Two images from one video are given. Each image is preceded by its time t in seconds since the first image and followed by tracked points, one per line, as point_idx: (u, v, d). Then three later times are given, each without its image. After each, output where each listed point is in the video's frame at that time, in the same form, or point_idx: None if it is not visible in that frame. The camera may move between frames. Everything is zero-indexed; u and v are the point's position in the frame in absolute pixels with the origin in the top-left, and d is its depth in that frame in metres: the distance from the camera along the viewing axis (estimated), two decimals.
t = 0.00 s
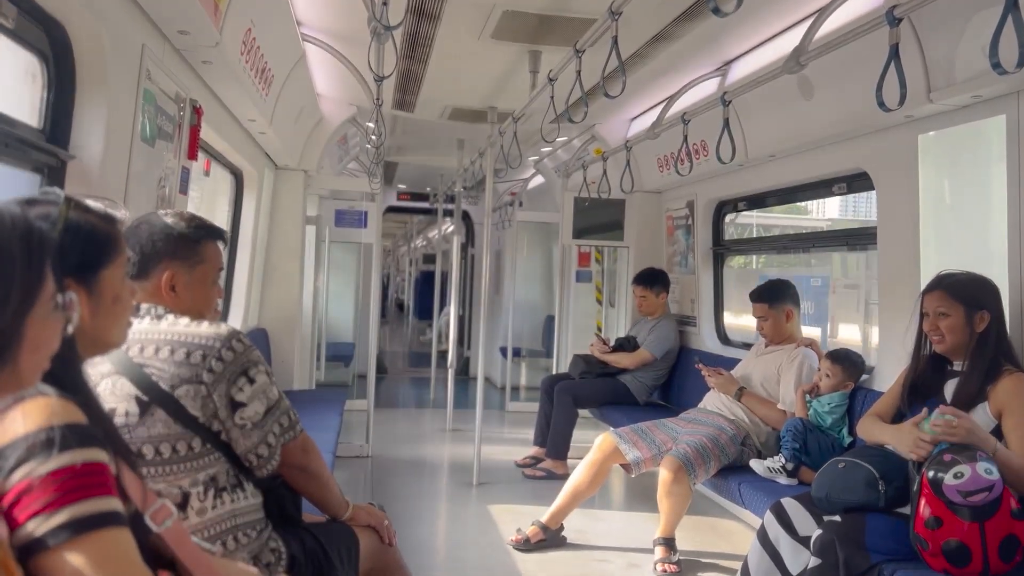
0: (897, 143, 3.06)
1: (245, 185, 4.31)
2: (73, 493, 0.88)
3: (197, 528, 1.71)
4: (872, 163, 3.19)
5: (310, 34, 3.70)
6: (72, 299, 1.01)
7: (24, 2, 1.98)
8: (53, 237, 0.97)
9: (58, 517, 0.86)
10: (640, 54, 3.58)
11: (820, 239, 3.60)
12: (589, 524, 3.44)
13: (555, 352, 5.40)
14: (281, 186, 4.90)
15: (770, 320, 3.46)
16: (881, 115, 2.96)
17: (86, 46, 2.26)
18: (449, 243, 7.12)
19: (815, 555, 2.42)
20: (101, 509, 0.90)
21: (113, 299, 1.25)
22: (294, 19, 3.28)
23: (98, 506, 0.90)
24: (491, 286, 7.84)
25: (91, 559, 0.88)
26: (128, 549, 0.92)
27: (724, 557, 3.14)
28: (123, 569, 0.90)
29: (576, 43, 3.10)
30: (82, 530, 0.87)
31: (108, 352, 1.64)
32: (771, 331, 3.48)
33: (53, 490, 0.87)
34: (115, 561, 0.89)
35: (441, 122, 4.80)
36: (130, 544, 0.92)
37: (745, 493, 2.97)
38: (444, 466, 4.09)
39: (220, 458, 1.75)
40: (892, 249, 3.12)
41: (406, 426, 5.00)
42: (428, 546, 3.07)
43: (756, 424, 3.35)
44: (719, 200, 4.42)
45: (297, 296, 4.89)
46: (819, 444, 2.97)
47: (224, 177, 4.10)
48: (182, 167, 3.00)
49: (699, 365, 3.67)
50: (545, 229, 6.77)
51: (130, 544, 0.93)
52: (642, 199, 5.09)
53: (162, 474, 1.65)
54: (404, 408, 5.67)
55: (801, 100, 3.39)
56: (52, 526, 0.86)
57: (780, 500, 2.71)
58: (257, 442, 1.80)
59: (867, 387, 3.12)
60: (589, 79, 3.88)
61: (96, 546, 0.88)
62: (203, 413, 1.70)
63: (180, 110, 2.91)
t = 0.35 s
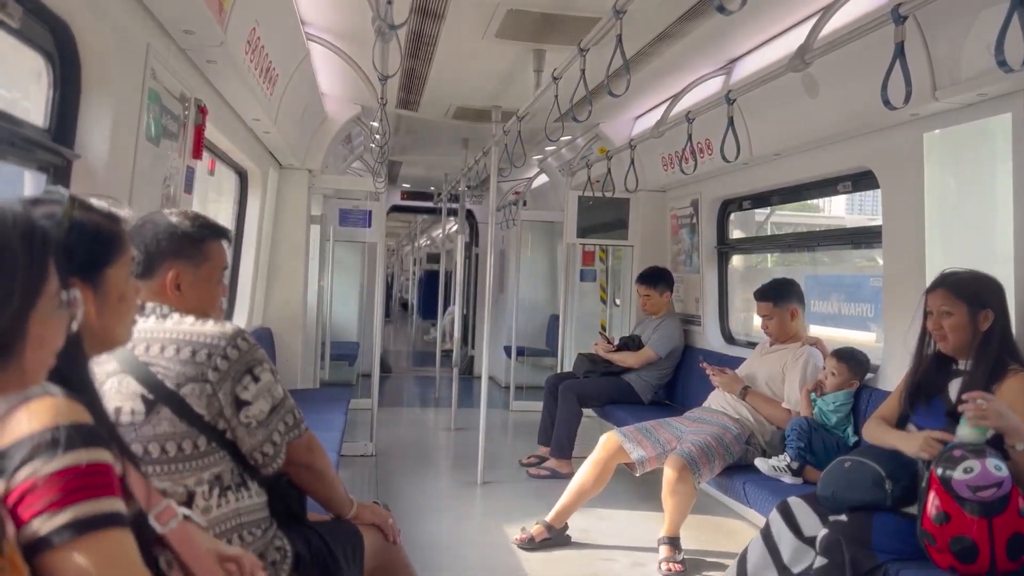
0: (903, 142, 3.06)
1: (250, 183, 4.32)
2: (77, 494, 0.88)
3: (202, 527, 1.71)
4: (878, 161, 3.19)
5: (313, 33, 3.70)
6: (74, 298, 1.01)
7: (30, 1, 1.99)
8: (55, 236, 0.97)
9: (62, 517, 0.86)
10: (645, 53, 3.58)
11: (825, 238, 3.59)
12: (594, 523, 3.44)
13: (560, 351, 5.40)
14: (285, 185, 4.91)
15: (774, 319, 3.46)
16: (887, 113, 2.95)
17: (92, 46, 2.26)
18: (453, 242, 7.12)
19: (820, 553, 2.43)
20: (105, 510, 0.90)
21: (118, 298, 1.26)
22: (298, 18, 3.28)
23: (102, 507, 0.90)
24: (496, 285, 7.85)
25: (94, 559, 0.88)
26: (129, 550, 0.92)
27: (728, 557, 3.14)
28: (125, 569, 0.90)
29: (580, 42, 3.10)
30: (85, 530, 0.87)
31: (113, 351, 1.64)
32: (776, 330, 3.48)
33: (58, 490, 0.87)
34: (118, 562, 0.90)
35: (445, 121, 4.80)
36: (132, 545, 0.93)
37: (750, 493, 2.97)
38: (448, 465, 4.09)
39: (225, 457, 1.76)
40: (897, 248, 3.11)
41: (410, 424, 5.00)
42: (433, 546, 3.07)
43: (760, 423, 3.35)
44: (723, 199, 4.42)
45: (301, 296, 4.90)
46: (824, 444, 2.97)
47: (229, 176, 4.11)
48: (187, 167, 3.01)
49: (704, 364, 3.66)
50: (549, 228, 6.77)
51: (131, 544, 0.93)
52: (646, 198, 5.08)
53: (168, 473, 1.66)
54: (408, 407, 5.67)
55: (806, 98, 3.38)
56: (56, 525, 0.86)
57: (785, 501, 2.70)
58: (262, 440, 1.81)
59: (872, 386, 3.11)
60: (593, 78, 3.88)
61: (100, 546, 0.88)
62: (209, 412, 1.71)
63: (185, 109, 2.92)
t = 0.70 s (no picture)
0: (909, 140, 3.05)
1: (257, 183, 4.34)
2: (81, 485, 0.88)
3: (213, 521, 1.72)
4: (884, 160, 3.19)
5: (321, 34, 3.72)
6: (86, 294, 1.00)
7: (39, 2, 2.01)
8: (69, 230, 0.94)
9: (68, 506, 0.87)
10: (651, 52, 3.58)
11: (831, 237, 3.59)
12: (600, 521, 3.45)
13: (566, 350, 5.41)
14: (293, 185, 4.94)
15: (780, 318, 3.46)
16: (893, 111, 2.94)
17: (103, 46, 2.29)
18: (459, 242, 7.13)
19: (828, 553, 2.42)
20: (111, 502, 0.90)
21: (125, 297, 1.28)
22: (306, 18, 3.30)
23: (108, 499, 0.90)
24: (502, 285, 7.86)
25: (100, 548, 0.88)
26: (134, 540, 0.92)
27: (733, 555, 3.14)
28: (128, 561, 0.90)
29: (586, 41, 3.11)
30: (89, 522, 0.87)
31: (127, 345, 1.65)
32: (782, 328, 3.48)
33: (65, 480, 0.88)
34: (123, 553, 0.90)
35: (451, 120, 4.82)
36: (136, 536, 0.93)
37: (756, 491, 2.97)
38: (454, 463, 4.11)
39: (235, 451, 1.78)
40: (903, 246, 3.11)
41: (417, 423, 5.02)
42: (440, 544, 3.09)
43: (766, 421, 3.35)
44: (729, 198, 4.42)
45: (309, 295, 4.92)
46: (831, 442, 2.97)
47: (237, 176, 4.13)
48: (195, 166, 3.03)
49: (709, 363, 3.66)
50: (555, 227, 6.78)
51: (136, 534, 0.93)
52: (652, 197, 5.09)
53: (180, 466, 1.67)
54: (415, 406, 5.69)
55: (812, 96, 3.38)
56: (61, 515, 0.86)
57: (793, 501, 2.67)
58: (274, 432, 1.83)
59: (879, 384, 3.11)
60: (599, 77, 3.88)
61: (106, 537, 0.88)
62: (221, 404, 1.73)
63: (192, 109, 2.94)
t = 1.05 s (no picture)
0: (918, 138, 3.04)
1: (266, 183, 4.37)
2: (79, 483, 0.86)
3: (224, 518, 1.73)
4: (893, 158, 3.17)
5: (329, 34, 3.73)
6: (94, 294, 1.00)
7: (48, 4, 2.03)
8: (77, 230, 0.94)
9: (69, 502, 0.85)
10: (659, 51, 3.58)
11: (841, 236, 3.57)
12: (608, 521, 3.45)
13: (574, 350, 5.41)
14: (301, 185, 4.96)
15: (789, 317, 3.45)
16: (902, 109, 2.93)
17: (113, 49, 2.31)
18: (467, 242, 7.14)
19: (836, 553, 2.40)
20: (113, 496, 0.90)
21: (131, 320, 1.20)
22: (314, 19, 3.32)
23: (110, 493, 0.89)
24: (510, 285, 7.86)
25: (102, 542, 0.87)
26: (135, 534, 0.92)
27: (742, 555, 3.13)
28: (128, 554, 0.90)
29: (594, 41, 3.10)
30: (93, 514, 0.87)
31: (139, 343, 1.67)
32: (790, 328, 3.47)
33: (67, 474, 0.86)
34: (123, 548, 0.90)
35: (459, 120, 4.82)
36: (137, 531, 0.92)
37: (766, 492, 2.95)
38: (463, 464, 4.11)
39: (246, 447, 1.79)
40: (912, 245, 3.09)
41: (425, 423, 5.03)
42: (448, 544, 3.09)
43: (775, 421, 3.33)
44: (737, 197, 4.40)
45: (318, 295, 4.95)
46: (840, 442, 2.95)
47: (245, 176, 4.15)
48: (203, 166, 3.05)
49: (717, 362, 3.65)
50: (563, 227, 6.78)
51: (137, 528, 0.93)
52: (660, 196, 5.08)
53: (192, 462, 1.68)
54: (423, 406, 5.70)
55: (820, 95, 3.37)
56: (64, 509, 0.85)
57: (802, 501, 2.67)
58: (284, 426, 1.83)
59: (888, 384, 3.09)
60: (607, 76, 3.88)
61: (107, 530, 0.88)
62: (233, 398, 1.74)
63: (200, 110, 2.96)
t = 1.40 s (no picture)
0: (932, 136, 3.01)
1: (278, 185, 4.39)
2: (92, 491, 0.88)
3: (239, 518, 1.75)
4: (907, 156, 3.14)
5: (340, 37, 3.75)
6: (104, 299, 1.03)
7: (63, 9, 2.05)
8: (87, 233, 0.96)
9: (88, 510, 0.87)
10: (669, 50, 3.57)
11: (855, 235, 3.54)
12: (621, 522, 3.44)
13: (585, 350, 5.40)
14: (313, 187, 4.98)
15: (802, 317, 3.43)
16: (916, 107, 2.90)
17: (127, 53, 2.33)
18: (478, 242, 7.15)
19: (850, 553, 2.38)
20: (133, 503, 0.91)
21: (150, 326, 1.17)
22: (325, 21, 3.34)
23: (130, 500, 0.91)
24: (521, 285, 7.86)
25: (121, 548, 0.89)
26: (154, 541, 0.93)
27: (755, 556, 3.12)
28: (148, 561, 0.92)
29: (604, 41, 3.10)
30: (114, 521, 0.88)
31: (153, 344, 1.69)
32: (804, 327, 3.45)
33: (83, 481, 0.88)
34: (142, 554, 0.91)
35: (470, 121, 4.83)
36: (157, 541, 0.93)
37: (779, 492, 2.94)
38: (474, 464, 4.11)
39: (260, 447, 1.80)
40: (927, 243, 3.06)
41: (437, 424, 5.04)
42: (461, 544, 3.09)
43: (788, 421, 3.30)
44: (750, 195, 4.38)
45: (330, 296, 4.96)
46: (854, 442, 2.93)
47: (258, 178, 4.18)
48: (216, 168, 3.07)
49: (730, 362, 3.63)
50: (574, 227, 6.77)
51: (157, 535, 0.94)
52: (671, 195, 5.06)
53: (207, 461, 1.71)
54: (435, 406, 5.71)
55: (834, 93, 3.34)
56: (86, 516, 0.87)
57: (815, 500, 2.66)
58: (297, 426, 1.83)
59: (903, 383, 3.07)
60: (618, 75, 3.88)
61: (127, 537, 0.89)
62: (247, 399, 1.75)
63: (212, 113, 2.98)
